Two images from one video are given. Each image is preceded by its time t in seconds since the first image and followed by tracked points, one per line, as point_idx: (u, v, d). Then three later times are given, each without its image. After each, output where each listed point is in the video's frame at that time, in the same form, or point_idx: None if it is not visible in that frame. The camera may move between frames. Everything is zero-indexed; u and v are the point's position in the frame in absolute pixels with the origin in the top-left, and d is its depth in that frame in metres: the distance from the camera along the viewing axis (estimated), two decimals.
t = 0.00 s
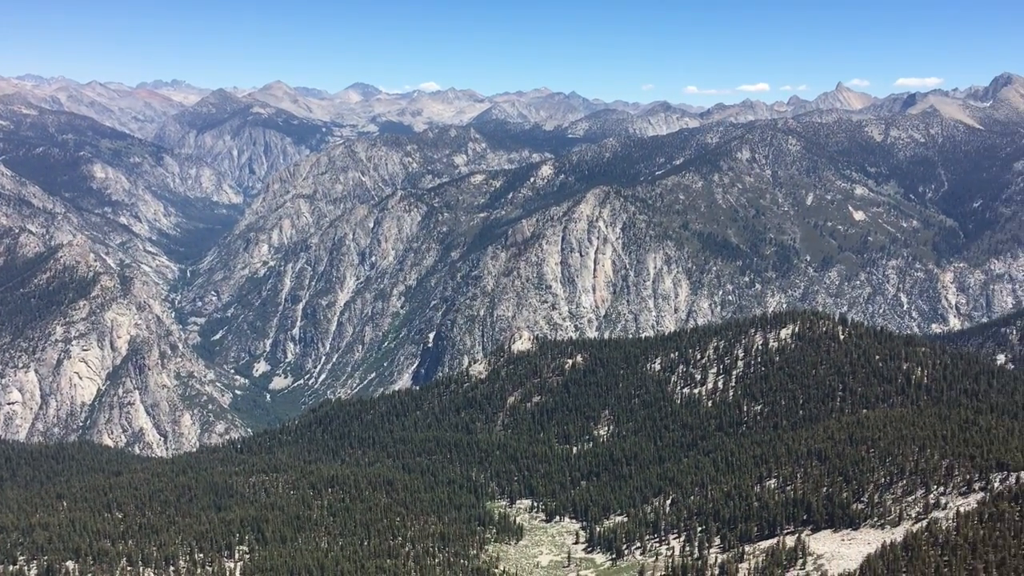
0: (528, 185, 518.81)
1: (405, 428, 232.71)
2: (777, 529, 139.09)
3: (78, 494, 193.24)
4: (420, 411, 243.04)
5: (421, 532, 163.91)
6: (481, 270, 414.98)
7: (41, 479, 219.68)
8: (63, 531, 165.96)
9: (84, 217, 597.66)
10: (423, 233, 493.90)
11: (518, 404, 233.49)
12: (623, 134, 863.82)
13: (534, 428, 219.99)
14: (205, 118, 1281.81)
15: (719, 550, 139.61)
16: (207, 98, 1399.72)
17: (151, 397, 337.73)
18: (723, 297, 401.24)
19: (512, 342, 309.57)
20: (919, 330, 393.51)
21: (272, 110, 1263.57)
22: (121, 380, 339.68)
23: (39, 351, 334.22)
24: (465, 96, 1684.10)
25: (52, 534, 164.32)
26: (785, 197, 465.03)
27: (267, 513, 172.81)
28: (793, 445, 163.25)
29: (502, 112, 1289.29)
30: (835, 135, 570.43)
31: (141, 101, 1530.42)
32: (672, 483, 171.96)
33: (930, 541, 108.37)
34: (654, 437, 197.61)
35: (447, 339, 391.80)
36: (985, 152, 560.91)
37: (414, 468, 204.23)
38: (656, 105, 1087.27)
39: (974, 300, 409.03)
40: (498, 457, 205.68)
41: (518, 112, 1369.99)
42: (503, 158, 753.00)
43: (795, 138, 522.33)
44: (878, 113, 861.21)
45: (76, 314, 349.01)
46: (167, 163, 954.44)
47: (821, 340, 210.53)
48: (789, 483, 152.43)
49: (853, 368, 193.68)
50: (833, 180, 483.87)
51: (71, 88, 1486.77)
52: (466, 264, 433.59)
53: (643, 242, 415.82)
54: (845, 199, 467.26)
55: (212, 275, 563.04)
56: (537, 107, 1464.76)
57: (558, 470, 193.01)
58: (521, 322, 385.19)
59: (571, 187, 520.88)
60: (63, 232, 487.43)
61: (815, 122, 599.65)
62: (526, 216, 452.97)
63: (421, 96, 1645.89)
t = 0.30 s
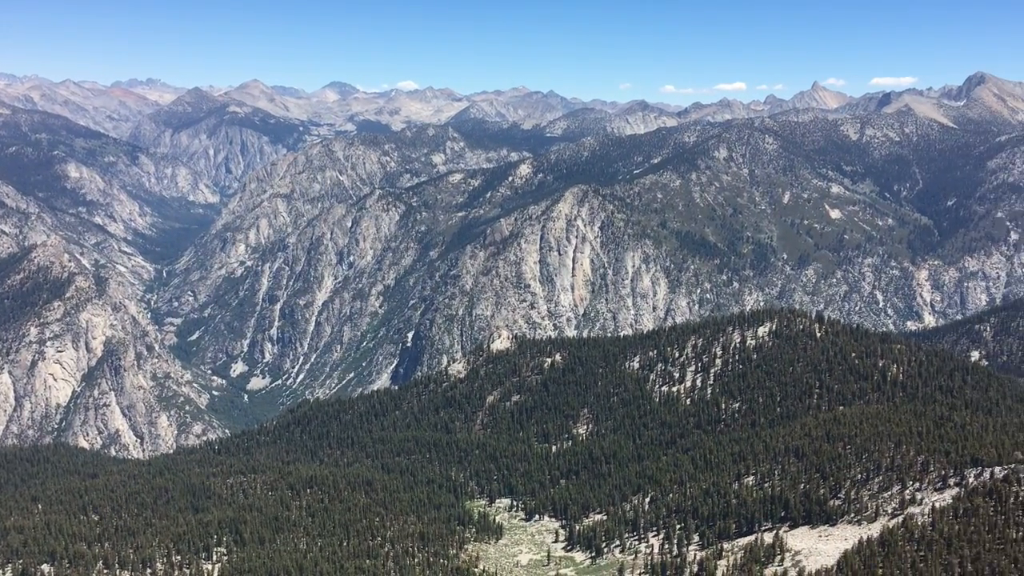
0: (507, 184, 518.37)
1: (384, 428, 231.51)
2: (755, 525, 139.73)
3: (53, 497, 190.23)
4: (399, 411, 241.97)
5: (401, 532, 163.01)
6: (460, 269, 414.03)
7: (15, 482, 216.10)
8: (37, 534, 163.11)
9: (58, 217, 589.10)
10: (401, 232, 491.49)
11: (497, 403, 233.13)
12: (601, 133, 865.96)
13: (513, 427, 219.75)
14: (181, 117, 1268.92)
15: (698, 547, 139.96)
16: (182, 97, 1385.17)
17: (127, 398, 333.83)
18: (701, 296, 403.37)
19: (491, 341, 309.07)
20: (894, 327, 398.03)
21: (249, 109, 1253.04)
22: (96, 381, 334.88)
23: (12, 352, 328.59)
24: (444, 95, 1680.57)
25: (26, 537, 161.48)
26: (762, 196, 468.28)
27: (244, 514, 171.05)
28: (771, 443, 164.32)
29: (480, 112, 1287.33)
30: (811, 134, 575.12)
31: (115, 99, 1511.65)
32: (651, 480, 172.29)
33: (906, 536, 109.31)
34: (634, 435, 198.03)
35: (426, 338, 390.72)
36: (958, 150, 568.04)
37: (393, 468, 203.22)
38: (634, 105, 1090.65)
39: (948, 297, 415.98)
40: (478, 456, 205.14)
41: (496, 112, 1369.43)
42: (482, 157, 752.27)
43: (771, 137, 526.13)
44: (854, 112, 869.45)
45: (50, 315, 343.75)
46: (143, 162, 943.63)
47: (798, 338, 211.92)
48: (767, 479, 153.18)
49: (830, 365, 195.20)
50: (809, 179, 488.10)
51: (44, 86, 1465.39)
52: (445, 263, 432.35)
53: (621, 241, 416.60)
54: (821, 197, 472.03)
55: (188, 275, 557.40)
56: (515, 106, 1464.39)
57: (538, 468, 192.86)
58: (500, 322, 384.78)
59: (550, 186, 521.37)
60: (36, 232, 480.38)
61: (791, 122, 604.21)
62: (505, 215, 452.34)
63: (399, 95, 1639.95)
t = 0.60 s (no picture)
0: (483, 184, 517.93)
1: (360, 429, 229.96)
2: (730, 522, 140.47)
3: (24, 500, 186.77)
4: (376, 411, 240.55)
5: (378, 532, 161.86)
6: (436, 269, 412.82)
7: None
8: (7, 539, 159.92)
9: (27, 217, 579.18)
10: (376, 232, 488.57)
11: (473, 402, 232.58)
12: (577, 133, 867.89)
13: (489, 426, 219.34)
14: (153, 117, 1253.64)
15: (674, 544, 140.37)
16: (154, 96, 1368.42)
17: (99, 400, 328.89)
18: (676, 294, 405.40)
19: (467, 340, 308.30)
20: (867, 324, 402.94)
21: (222, 108, 1240.56)
22: (68, 384, 329.27)
23: None
24: (418, 95, 1675.38)
25: None
26: (736, 195, 471.81)
27: (220, 516, 168.87)
28: (746, 440, 165.35)
29: (455, 111, 1284.72)
30: (784, 133, 580.48)
31: (86, 99, 1490.17)
32: (628, 479, 172.53)
33: (879, 531, 110.32)
34: (610, 434, 198.39)
35: (402, 338, 389.07)
36: (928, 149, 575.84)
37: (370, 468, 201.88)
38: (608, 104, 1093.89)
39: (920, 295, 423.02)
40: (455, 456, 204.33)
41: (471, 111, 1366.86)
42: (457, 156, 750.66)
43: (745, 136, 530.14)
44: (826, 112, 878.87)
45: (21, 317, 337.76)
46: (114, 162, 930.79)
47: (772, 335, 213.49)
48: (742, 476, 153.91)
49: (804, 363, 196.96)
50: (783, 177, 492.49)
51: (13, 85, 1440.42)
52: (420, 263, 430.77)
53: (597, 240, 417.37)
54: (794, 196, 476.81)
55: (161, 276, 550.80)
56: (490, 106, 1463.81)
57: (514, 467, 192.53)
58: (476, 321, 384.05)
59: (525, 185, 521.83)
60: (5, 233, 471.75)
61: (765, 121, 609.23)
62: (480, 214, 451.22)
63: (374, 95, 1632.61)
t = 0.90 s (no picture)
0: (452, 183, 516.64)
1: (330, 430, 227.99)
2: (700, 519, 141.25)
3: None
4: (345, 412, 238.71)
5: (347, 533, 160.49)
6: (405, 269, 410.99)
7: None
8: None
9: None
10: (345, 232, 484.41)
11: (444, 402, 231.61)
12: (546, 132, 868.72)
13: (460, 426, 218.75)
14: (117, 116, 1233.73)
15: (644, 542, 140.90)
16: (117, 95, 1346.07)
17: (63, 403, 323.31)
18: (645, 293, 407.41)
19: (437, 340, 306.99)
20: (832, 321, 408.34)
21: (188, 107, 1223.59)
22: (31, 388, 324.10)
23: None
24: (387, 94, 1666.30)
25: None
26: (704, 194, 475.77)
27: (187, 519, 166.26)
28: (715, 437, 166.42)
29: (423, 111, 1279.90)
30: (751, 133, 586.45)
31: (47, 97, 1461.57)
32: (598, 477, 172.87)
33: (845, 526, 111.53)
34: (580, 432, 198.67)
35: (371, 338, 386.63)
36: (892, 148, 584.77)
37: (339, 470, 200.12)
38: (577, 104, 1096.05)
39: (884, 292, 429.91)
40: (425, 456, 203.19)
41: (439, 111, 1362.38)
42: (426, 156, 747.85)
43: (713, 136, 534.61)
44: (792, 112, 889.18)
45: None
46: (78, 162, 913.95)
47: (740, 333, 215.12)
48: (711, 473, 154.86)
49: (771, 360, 198.86)
50: (750, 177, 497.47)
51: None
52: (389, 262, 428.37)
53: (566, 239, 418.22)
54: (761, 194, 481.69)
55: (126, 277, 542.08)
56: (459, 105, 1460.30)
57: (485, 467, 191.96)
58: (445, 321, 382.58)
59: (495, 184, 521.38)
60: None
61: (732, 121, 614.73)
62: (450, 214, 449.53)
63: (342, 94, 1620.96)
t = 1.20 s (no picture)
0: (418, 184, 514.31)
1: (296, 433, 225.33)
2: (667, 518, 141.84)
3: None
4: (312, 415, 236.14)
5: (314, 537, 158.60)
6: (371, 270, 408.58)
7: None
8: None
9: None
10: (310, 234, 479.20)
11: (411, 404, 230.14)
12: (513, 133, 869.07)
13: (427, 427, 217.54)
14: (77, 116, 1210.47)
15: (612, 541, 141.08)
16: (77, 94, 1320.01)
17: (23, 408, 315.70)
18: (612, 293, 409.23)
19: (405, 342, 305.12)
20: (796, 320, 413.82)
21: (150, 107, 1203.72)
22: None
23: None
24: (353, 95, 1655.00)
25: None
26: (669, 195, 479.28)
27: (151, 524, 163.05)
28: (681, 436, 167.25)
29: (389, 111, 1273.50)
30: (715, 134, 592.14)
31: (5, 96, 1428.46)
32: (565, 478, 172.89)
33: (810, 524, 112.57)
34: (547, 433, 198.56)
35: (338, 340, 383.62)
36: (853, 150, 594.12)
37: (306, 473, 197.74)
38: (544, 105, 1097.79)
39: (846, 292, 436.64)
40: (392, 458, 201.56)
41: (406, 112, 1356.53)
42: (393, 157, 743.97)
43: (678, 137, 538.60)
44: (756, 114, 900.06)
45: None
46: (37, 162, 894.46)
47: (705, 333, 216.58)
48: (677, 472, 155.65)
49: (736, 360, 200.53)
50: (715, 178, 501.97)
51: None
52: (356, 264, 425.25)
53: (533, 240, 418.55)
54: (726, 195, 486.26)
55: (87, 279, 531.71)
56: (425, 106, 1455.28)
57: (453, 469, 190.95)
58: (413, 323, 380.65)
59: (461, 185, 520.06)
60: None
61: (697, 122, 619.89)
62: (417, 215, 447.17)
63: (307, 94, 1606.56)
